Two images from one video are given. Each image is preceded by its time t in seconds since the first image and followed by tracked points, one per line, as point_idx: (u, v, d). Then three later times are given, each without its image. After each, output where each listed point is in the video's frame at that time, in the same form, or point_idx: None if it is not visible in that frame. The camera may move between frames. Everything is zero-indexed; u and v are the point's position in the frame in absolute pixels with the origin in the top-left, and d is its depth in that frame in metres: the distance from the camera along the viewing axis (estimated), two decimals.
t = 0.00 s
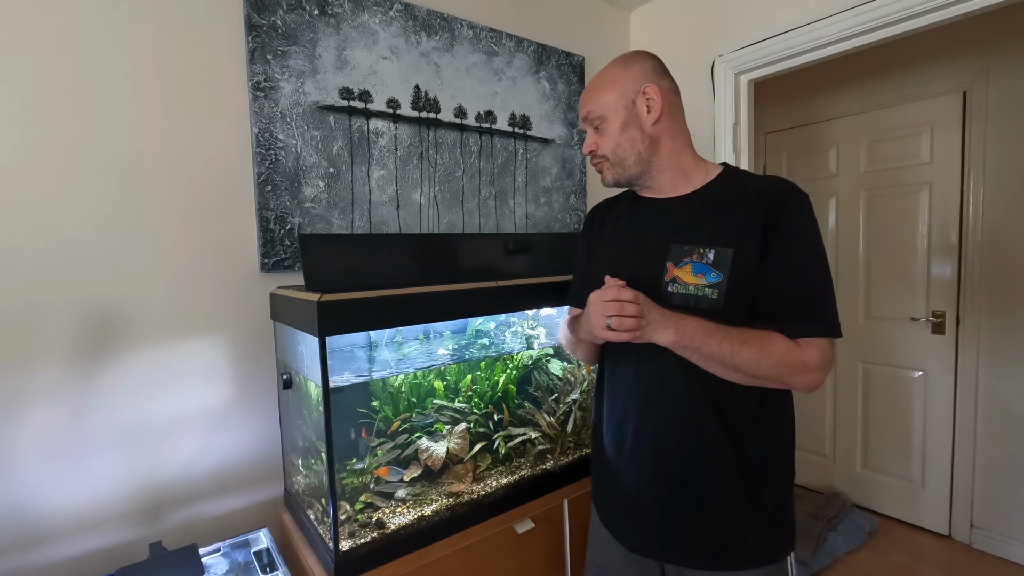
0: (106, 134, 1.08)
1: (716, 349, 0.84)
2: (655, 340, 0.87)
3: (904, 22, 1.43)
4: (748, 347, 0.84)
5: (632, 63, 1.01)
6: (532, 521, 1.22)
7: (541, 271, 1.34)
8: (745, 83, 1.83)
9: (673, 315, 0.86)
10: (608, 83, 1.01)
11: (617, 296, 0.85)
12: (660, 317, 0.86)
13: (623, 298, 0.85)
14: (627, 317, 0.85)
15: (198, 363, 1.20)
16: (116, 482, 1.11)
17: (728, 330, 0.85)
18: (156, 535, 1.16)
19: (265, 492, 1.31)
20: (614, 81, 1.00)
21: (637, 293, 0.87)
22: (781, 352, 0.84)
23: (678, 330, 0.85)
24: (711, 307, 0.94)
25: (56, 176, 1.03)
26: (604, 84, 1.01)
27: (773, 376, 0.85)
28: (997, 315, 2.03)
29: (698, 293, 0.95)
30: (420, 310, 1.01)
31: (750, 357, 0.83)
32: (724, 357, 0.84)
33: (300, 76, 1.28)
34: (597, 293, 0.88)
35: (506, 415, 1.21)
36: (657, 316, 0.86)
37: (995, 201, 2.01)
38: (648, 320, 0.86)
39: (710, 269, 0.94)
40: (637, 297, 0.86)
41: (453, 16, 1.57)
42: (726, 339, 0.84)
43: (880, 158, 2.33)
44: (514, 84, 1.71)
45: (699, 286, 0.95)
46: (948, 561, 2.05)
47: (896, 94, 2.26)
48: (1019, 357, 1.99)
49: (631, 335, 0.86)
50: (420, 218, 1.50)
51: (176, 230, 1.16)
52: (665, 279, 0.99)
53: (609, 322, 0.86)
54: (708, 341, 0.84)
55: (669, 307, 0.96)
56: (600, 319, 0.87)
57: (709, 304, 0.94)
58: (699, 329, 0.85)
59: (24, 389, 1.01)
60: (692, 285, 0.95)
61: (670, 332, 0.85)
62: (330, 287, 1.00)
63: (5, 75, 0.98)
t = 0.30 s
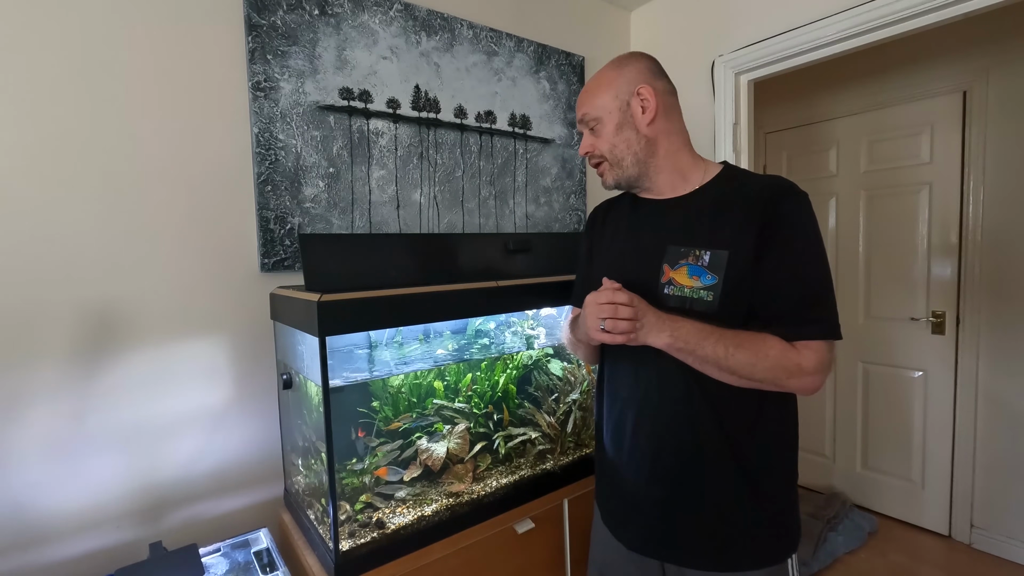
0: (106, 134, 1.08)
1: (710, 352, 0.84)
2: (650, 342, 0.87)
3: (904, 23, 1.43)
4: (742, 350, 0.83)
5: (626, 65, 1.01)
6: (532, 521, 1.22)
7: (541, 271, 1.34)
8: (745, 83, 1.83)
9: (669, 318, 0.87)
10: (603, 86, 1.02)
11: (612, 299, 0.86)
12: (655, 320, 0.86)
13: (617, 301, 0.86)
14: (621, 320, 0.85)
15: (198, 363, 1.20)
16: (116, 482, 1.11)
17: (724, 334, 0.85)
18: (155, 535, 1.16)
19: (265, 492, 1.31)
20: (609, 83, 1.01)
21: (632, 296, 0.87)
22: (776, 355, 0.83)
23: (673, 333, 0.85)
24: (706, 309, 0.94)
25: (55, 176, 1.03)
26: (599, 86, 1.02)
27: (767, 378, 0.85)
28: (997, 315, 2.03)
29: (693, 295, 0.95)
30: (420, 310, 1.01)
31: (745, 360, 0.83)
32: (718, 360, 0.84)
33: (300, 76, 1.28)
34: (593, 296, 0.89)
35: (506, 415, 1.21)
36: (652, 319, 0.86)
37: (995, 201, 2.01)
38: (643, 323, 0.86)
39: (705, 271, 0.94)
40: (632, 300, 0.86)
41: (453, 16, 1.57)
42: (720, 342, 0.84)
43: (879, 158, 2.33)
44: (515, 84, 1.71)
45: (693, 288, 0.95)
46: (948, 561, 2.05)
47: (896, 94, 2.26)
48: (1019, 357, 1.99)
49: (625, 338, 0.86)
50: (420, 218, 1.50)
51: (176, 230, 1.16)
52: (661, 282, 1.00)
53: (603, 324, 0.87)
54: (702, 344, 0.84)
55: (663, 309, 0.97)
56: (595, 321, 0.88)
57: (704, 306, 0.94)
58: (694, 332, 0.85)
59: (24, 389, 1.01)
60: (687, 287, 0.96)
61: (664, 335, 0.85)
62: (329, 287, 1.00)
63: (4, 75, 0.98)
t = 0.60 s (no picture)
0: (106, 133, 1.08)
1: (708, 351, 0.84)
2: (648, 342, 0.87)
3: (904, 23, 1.43)
4: (740, 351, 0.83)
5: (628, 63, 1.02)
6: (532, 521, 1.22)
7: (541, 271, 1.34)
8: (745, 83, 1.83)
9: (667, 318, 0.87)
10: (606, 82, 1.01)
11: (611, 297, 0.86)
12: (653, 320, 0.86)
13: (616, 299, 0.86)
14: (619, 318, 0.85)
15: (199, 363, 1.20)
16: (116, 482, 1.11)
17: (722, 334, 0.85)
18: (156, 535, 1.16)
19: (265, 492, 1.31)
20: (613, 79, 1.01)
21: (631, 295, 0.87)
22: (773, 356, 0.83)
23: (671, 332, 0.85)
24: (705, 310, 0.94)
25: (55, 175, 1.03)
26: (603, 83, 1.02)
27: (765, 378, 0.84)
28: (997, 315, 2.03)
29: (692, 295, 0.95)
30: (420, 310, 1.01)
31: (742, 360, 0.83)
32: (716, 360, 0.84)
33: (300, 76, 1.28)
34: (592, 295, 0.89)
35: (506, 415, 1.21)
36: (650, 318, 0.86)
37: (995, 201, 2.01)
38: (641, 322, 0.87)
39: (704, 272, 0.94)
40: (631, 299, 0.86)
41: (453, 16, 1.57)
42: (718, 342, 0.84)
43: (879, 158, 2.33)
44: (515, 84, 1.71)
45: (692, 288, 0.95)
46: (948, 561, 2.05)
47: (896, 94, 2.26)
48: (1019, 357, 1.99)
49: (623, 337, 0.87)
50: (420, 218, 1.50)
51: (176, 229, 1.16)
52: (660, 282, 1.00)
53: (601, 322, 0.87)
54: (700, 344, 0.84)
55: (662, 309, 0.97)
56: (594, 319, 0.88)
57: (703, 306, 0.94)
58: (692, 332, 0.85)
59: (25, 389, 1.01)
60: (686, 287, 0.96)
61: (662, 334, 0.86)
62: (329, 287, 1.00)
63: (4, 75, 0.98)
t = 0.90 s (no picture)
0: (106, 133, 1.08)
1: (711, 348, 0.84)
2: (652, 337, 0.87)
3: (904, 23, 1.43)
4: (743, 348, 0.83)
5: (639, 62, 1.02)
6: (532, 521, 1.22)
7: (541, 271, 1.34)
8: (745, 83, 1.83)
9: (672, 315, 0.87)
10: (617, 78, 1.01)
11: (617, 290, 0.86)
12: (658, 315, 0.86)
13: (622, 292, 0.86)
14: (624, 311, 0.85)
15: (199, 362, 1.20)
16: (116, 482, 1.11)
17: (725, 331, 0.85)
18: (156, 535, 1.15)
19: (265, 493, 1.31)
20: (623, 76, 1.01)
21: (637, 290, 0.87)
22: (776, 353, 0.83)
23: (675, 329, 0.85)
24: (708, 307, 0.94)
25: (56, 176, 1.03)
26: (613, 79, 1.02)
27: (766, 376, 0.84)
28: (997, 315, 2.03)
29: (696, 293, 0.95)
30: (420, 310, 1.01)
31: (745, 357, 0.83)
32: (720, 357, 0.84)
33: (299, 76, 1.28)
34: (599, 287, 0.89)
35: (506, 415, 1.21)
36: (655, 313, 0.86)
37: (995, 201, 2.01)
38: (645, 317, 0.86)
39: (709, 269, 0.94)
40: (638, 294, 0.86)
41: (453, 16, 1.57)
42: (721, 339, 0.84)
43: (879, 158, 2.33)
44: (515, 84, 1.71)
45: (697, 285, 0.95)
46: (948, 561, 2.05)
47: (896, 94, 2.26)
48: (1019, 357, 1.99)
49: (626, 329, 0.86)
50: (420, 218, 1.50)
51: (175, 229, 1.16)
52: (664, 279, 0.99)
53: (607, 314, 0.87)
54: (703, 341, 0.84)
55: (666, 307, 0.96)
56: (600, 311, 0.88)
57: (707, 304, 0.94)
58: (696, 329, 0.85)
59: (25, 390, 1.01)
60: (690, 284, 0.95)
61: (666, 330, 0.86)
62: (330, 288, 1.00)
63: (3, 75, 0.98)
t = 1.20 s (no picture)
0: (106, 133, 1.08)
1: (717, 348, 0.84)
2: (657, 337, 0.87)
3: (904, 23, 1.43)
4: (749, 347, 0.84)
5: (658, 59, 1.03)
6: (532, 521, 1.22)
7: (541, 271, 1.34)
8: (745, 83, 1.83)
9: (677, 315, 0.87)
10: (642, 69, 1.00)
11: (624, 290, 0.85)
12: (664, 316, 0.86)
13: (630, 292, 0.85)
14: (632, 311, 0.84)
15: (199, 362, 1.20)
16: (117, 482, 1.11)
17: (731, 331, 0.85)
18: (156, 535, 1.16)
19: (265, 492, 1.31)
20: (648, 69, 1.00)
21: (644, 290, 0.86)
22: (782, 352, 0.84)
23: (681, 329, 0.85)
24: (714, 306, 0.93)
25: (56, 176, 1.03)
26: (637, 69, 1.00)
27: (772, 374, 0.84)
28: (997, 315, 2.03)
29: (702, 291, 0.94)
30: (421, 310, 1.01)
31: (751, 356, 0.83)
32: (726, 356, 0.84)
33: (299, 76, 1.28)
34: (607, 287, 0.87)
35: (506, 415, 1.21)
36: (660, 313, 0.86)
37: (995, 201, 2.01)
38: (652, 317, 0.86)
39: (715, 268, 0.93)
40: (644, 293, 0.86)
41: (453, 16, 1.57)
42: (727, 339, 0.84)
43: (880, 158, 2.33)
44: (515, 84, 1.71)
45: (704, 284, 0.94)
46: (948, 561, 2.05)
47: (896, 94, 2.26)
48: (1019, 357, 1.99)
49: (633, 329, 0.86)
50: (420, 218, 1.50)
51: (175, 229, 1.16)
52: (670, 278, 0.98)
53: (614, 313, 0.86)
54: (709, 341, 0.84)
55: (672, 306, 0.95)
56: (605, 311, 0.87)
57: (714, 303, 0.93)
58: (702, 329, 0.85)
59: (25, 390, 1.01)
60: (697, 283, 0.94)
61: (672, 330, 0.85)
62: (330, 288, 1.00)
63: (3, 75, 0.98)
